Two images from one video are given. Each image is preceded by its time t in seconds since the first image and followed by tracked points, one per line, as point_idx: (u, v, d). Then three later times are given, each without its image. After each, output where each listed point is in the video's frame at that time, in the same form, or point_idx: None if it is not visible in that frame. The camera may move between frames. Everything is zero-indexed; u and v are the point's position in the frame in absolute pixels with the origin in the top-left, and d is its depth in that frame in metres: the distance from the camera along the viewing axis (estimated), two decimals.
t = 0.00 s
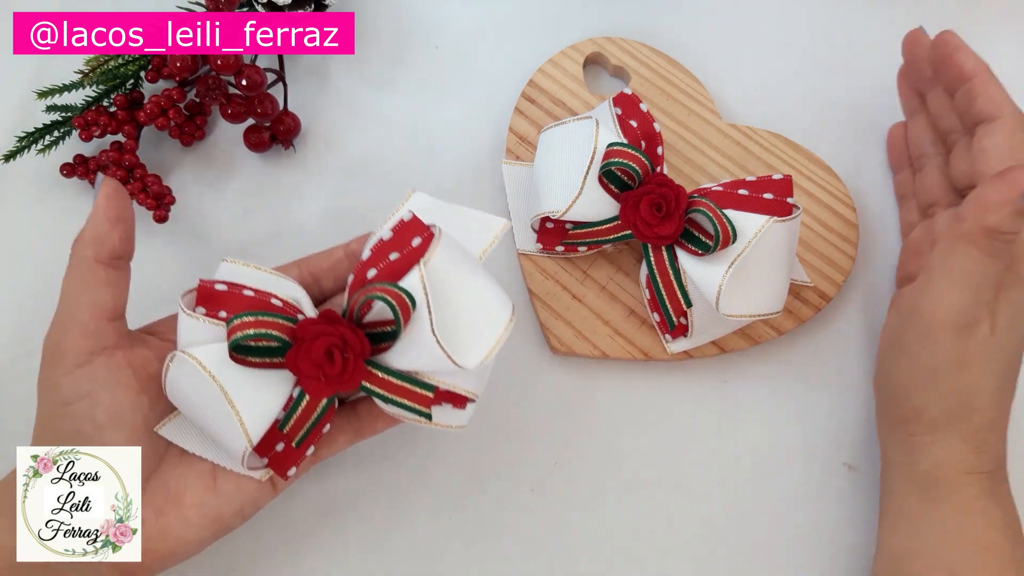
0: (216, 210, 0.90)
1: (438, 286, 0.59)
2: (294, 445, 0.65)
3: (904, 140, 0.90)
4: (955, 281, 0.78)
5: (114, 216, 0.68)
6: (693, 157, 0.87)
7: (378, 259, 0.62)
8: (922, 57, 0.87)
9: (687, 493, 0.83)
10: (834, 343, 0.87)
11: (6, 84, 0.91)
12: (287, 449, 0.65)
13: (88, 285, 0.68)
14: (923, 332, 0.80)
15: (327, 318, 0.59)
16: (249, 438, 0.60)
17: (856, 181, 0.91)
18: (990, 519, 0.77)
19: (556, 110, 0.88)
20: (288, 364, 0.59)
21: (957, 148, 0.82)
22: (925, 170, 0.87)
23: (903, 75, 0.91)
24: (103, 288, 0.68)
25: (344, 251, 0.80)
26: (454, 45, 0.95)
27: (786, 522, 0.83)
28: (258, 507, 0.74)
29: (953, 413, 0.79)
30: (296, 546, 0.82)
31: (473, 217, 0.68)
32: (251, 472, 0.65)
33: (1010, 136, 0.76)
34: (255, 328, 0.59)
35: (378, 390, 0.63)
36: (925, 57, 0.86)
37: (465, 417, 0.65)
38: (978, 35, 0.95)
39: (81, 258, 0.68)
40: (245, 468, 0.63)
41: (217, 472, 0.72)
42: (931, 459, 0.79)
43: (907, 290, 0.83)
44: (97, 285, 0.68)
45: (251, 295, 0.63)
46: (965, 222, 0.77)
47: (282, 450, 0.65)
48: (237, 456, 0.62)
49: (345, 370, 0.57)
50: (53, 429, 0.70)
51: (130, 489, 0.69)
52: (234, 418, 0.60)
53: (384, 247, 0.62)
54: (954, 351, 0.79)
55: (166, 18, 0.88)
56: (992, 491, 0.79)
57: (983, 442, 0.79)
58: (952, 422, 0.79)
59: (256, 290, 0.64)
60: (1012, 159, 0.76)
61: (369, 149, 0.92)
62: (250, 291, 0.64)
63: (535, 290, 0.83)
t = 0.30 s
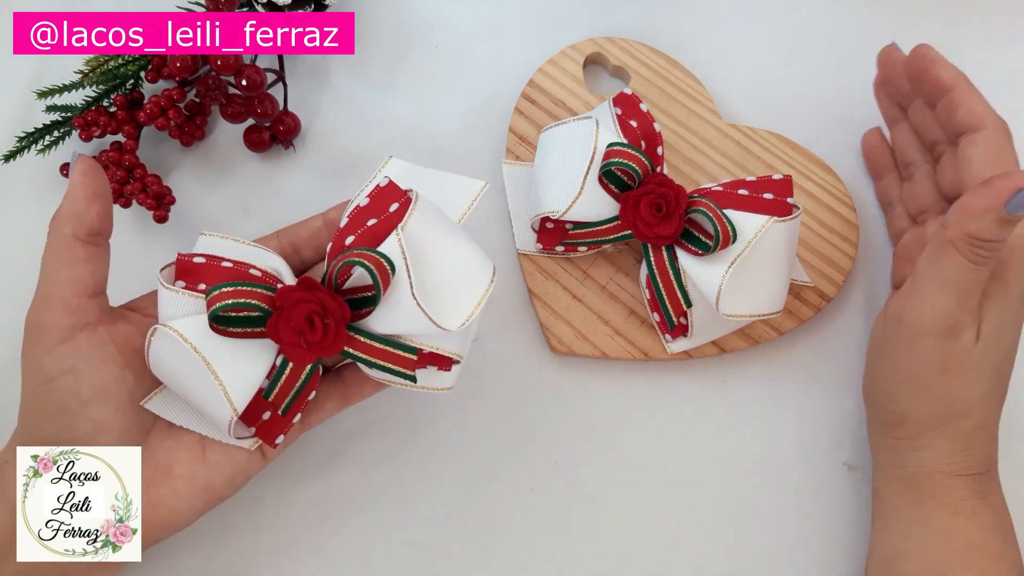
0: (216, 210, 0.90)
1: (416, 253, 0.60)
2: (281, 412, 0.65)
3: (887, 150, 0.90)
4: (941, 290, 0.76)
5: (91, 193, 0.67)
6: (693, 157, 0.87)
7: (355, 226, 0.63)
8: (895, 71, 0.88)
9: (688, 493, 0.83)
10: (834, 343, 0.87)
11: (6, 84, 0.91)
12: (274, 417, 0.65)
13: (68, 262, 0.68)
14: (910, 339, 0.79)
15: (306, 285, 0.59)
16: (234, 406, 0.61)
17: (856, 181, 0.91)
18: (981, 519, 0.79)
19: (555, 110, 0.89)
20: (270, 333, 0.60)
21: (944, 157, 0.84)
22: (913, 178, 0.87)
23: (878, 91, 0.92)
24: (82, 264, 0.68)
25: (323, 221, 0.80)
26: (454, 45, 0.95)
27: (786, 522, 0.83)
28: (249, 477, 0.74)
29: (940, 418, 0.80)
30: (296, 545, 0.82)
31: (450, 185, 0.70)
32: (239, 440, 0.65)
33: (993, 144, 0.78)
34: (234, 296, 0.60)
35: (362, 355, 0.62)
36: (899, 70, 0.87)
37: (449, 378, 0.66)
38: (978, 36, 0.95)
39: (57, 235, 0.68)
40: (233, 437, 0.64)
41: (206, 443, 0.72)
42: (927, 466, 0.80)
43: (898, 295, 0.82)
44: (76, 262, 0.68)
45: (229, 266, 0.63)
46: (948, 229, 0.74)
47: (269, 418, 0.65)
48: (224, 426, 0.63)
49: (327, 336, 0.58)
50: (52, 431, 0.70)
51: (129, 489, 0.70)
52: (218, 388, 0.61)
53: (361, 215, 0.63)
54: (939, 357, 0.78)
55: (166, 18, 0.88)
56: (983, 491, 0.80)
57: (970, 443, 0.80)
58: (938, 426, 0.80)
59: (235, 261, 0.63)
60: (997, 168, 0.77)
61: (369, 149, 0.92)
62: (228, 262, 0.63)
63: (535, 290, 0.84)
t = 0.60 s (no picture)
0: (216, 210, 0.90)
1: (444, 299, 0.60)
2: (296, 451, 0.65)
3: (866, 160, 0.90)
4: (913, 282, 0.75)
5: (120, 223, 0.67)
6: (693, 158, 0.87)
7: (384, 268, 0.63)
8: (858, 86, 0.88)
9: (688, 493, 0.83)
10: (834, 344, 0.87)
11: (6, 84, 0.91)
12: (288, 455, 0.65)
13: (93, 291, 0.68)
14: (884, 330, 0.79)
15: (330, 328, 0.60)
16: (250, 445, 0.61)
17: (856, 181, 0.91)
18: (968, 518, 0.78)
19: (556, 111, 0.89)
20: (290, 374, 0.60)
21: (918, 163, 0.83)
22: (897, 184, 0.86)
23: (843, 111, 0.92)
24: (106, 293, 0.68)
25: (350, 257, 0.80)
26: (454, 45, 0.95)
27: (786, 522, 0.83)
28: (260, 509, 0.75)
29: (919, 412, 0.79)
30: (297, 546, 0.82)
31: (480, 225, 0.69)
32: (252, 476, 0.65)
33: (960, 145, 0.78)
34: (257, 338, 0.59)
35: (381, 400, 0.63)
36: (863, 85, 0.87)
37: (468, 424, 0.64)
38: (977, 35, 0.95)
39: (84, 262, 0.68)
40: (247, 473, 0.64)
41: (220, 476, 0.72)
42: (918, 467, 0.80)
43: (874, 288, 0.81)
44: (101, 291, 0.68)
45: (254, 303, 0.63)
46: (919, 224, 0.74)
47: (283, 456, 0.65)
48: (238, 460, 0.62)
49: (348, 380, 0.58)
50: (52, 431, 0.70)
51: (129, 489, 0.69)
52: (235, 426, 0.61)
53: (391, 257, 0.63)
54: (913, 349, 0.78)
55: (166, 18, 0.88)
56: (969, 490, 0.79)
57: (953, 441, 0.79)
58: (917, 421, 0.80)
59: (259, 298, 0.63)
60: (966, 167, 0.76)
61: (369, 149, 0.92)
62: (253, 298, 0.63)
63: (535, 290, 0.84)
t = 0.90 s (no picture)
0: (216, 210, 0.90)
1: (440, 299, 0.61)
2: (292, 455, 0.65)
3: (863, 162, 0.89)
4: (908, 280, 0.75)
5: (114, 222, 0.67)
6: (693, 158, 0.87)
7: (380, 269, 0.63)
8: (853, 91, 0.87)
9: (688, 492, 0.83)
10: (834, 344, 0.87)
11: (6, 84, 0.91)
12: (284, 458, 0.65)
13: (86, 291, 0.68)
14: (877, 330, 0.78)
15: (328, 328, 0.60)
16: (246, 447, 0.61)
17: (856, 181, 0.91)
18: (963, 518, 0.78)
19: (556, 111, 0.89)
20: (288, 374, 0.60)
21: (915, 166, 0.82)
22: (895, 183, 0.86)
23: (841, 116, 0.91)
24: (99, 294, 0.68)
25: (345, 259, 0.80)
26: (454, 45, 0.95)
27: (786, 522, 0.83)
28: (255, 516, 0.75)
29: (912, 412, 0.79)
30: (297, 546, 0.82)
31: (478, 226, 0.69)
32: (247, 481, 0.64)
33: (958, 146, 0.77)
34: (254, 338, 0.60)
35: (378, 401, 0.62)
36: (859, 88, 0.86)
37: (464, 427, 0.67)
38: (977, 35, 0.95)
39: (77, 262, 0.68)
40: (242, 478, 0.63)
41: (214, 481, 0.72)
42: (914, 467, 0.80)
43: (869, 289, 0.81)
44: (93, 292, 0.68)
45: (248, 304, 0.63)
46: (915, 222, 0.73)
47: (279, 459, 0.65)
48: (234, 466, 0.62)
49: (346, 381, 0.58)
50: (51, 432, 0.70)
51: (129, 489, 0.70)
52: (231, 427, 0.61)
53: (388, 257, 0.63)
54: (907, 348, 0.77)
55: (166, 18, 0.88)
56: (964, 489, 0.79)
57: (947, 440, 0.79)
58: (911, 420, 0.80)
59: (254, 299, 0.63)
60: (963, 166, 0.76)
61: (369, 149, 0.92)
62: (248, 299, 0.63)
63: (535, 290, 0.84)
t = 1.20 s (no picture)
0: (216, 210, 0.90)
1: (463, 306, 0.60)
2: (296, 454, 0.65)
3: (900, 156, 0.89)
4: (949, 287, 0.77)
5: (112, 201, 0.66)
6: (693, 158, 0.87)
7: (399, 266, 0.63)
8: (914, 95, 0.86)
9: (688, 492, 0.83)
10: (834, 344, 0.87)
11: (6, 85, 0.91)
12: (287, 457, 0.65)
13: (81, 273, 0.67)
14: (910, 334, 0.81)
15: (339, 331, 0.59)
16: (245, 448, 0.61)
17: (857, 181, 0.91)
18: (972, 528, 0.79)
19: (556, 111, 0.89)
20: (295, 377, 0.59)
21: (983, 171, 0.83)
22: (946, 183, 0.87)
23: (876, 123, 0.89)
24: (96, 277, 0.67)
25: (362, 246, 0.80)
26: (454, 45, 0.95)
27: (786, 522, 0.83)
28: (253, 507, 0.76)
29: (934, 418, 0.82)
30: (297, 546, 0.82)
31: (498, 218, 0.68)
32: (248, 477, 0.65)
33: None
34: (258, 339, 0.59)
35: (389, 407, 0.63)
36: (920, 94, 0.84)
37: (476, 434, 0.68)
38: (977, 34, 0.95)
39: (75, 243, 0.67)
40: (244, 473, 0.63)
41: (212, 473, 0.73)
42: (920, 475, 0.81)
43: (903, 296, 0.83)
44: (92, 273, 0.67)
45: (257, 296, 0.63)
46: (966, 229, 0.74)
47: (282, 457, 0.65)
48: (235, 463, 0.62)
49: (355, 387, 0.58)
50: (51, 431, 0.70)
51: (129, 489, 0.70)
52: (231, 425, 0.61)
53: (407, 253, 0.62)
54: (938, 356, 0.81)
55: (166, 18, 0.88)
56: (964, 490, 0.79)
57: (965, 451, 0.81)
58: (932, 428, 0.82)
59: (263, 291, 0.63)
60: None
61: (369, 149, 0.92)
62: (254, 291, 0.63)
63: (535, 290, 0.84)
